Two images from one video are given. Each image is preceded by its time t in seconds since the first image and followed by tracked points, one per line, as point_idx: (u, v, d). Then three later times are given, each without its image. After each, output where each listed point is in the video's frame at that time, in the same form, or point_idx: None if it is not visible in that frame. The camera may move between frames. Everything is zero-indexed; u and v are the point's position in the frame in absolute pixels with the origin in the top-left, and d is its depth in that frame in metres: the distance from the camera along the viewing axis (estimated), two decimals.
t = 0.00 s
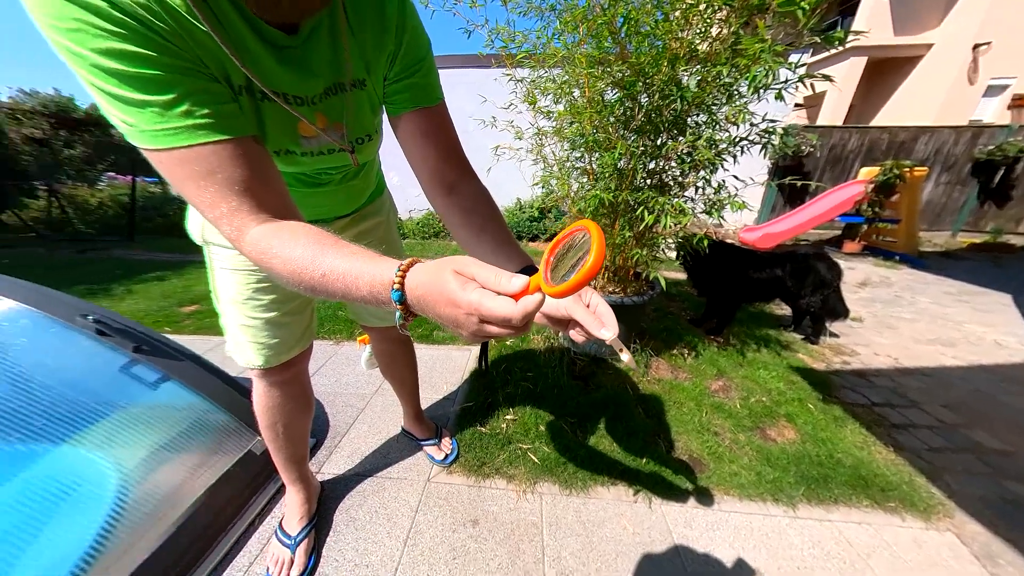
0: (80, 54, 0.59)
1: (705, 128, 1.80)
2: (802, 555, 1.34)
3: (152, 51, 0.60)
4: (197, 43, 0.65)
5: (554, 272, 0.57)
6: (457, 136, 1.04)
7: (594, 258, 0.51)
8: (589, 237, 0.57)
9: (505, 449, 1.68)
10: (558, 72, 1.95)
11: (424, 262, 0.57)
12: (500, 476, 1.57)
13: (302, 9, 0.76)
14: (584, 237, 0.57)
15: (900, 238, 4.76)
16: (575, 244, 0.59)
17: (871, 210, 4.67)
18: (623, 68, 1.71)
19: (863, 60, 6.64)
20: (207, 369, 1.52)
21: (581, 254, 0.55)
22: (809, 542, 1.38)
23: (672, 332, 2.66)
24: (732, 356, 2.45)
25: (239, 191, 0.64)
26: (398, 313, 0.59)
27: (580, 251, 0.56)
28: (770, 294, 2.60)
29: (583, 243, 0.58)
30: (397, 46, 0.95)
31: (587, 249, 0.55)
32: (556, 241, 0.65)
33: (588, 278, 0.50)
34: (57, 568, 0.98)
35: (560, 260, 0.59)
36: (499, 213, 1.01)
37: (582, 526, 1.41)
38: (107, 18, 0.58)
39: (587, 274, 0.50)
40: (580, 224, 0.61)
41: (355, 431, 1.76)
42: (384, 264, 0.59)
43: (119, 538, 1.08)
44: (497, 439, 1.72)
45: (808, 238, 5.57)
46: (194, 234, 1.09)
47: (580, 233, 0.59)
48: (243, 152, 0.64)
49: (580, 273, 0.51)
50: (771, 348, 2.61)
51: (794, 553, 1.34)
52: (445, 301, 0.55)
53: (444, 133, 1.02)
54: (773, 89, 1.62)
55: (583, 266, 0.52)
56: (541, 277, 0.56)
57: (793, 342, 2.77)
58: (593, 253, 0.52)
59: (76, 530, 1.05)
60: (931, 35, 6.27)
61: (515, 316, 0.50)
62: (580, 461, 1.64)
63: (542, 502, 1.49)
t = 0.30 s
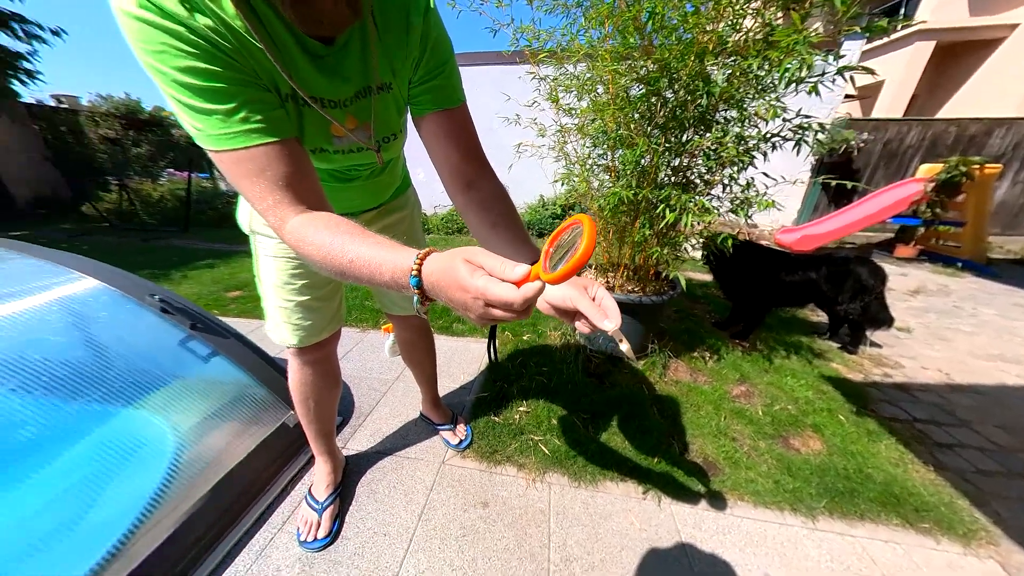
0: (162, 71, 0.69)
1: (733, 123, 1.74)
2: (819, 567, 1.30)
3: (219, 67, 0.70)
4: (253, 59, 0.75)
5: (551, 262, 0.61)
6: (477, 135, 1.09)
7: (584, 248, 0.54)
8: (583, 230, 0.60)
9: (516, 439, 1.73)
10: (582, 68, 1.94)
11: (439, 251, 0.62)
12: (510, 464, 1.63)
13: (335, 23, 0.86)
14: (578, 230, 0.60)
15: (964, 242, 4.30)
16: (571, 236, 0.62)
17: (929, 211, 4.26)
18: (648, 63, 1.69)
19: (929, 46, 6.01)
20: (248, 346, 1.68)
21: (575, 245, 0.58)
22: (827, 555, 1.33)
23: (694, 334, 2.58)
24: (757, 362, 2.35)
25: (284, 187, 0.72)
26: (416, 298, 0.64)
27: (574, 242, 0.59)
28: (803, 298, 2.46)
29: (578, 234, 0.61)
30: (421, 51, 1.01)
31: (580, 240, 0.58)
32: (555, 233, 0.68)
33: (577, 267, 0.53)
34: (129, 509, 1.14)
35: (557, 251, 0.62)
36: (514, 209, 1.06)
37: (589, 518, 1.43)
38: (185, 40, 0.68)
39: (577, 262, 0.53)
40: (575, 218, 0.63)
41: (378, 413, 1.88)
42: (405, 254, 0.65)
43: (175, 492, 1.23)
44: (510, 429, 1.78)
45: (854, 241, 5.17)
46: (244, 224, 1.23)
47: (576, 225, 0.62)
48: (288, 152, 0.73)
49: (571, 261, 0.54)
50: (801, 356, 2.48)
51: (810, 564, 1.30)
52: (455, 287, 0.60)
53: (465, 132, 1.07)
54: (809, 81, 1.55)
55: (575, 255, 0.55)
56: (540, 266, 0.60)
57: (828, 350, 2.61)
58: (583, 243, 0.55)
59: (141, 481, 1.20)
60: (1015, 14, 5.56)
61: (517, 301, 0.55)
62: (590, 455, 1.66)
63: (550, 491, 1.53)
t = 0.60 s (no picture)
0: (236, 88, 0.74)
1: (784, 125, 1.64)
2: None
3: (286, 85, 0.74)
4: (315, 75, 0.80)
5: (613, 287, 0.61)
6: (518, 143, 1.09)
7: (656, 279, 0.54)
8: (650, 258, 0.61)
9: (541, 442, 1.73)
10: (620, 66, 1.89)
11: (492, 269, 0.63)
12: (535, 468, 1.64)
13: (386, 35, 0.86)
14: (647, 258, 0.61)
15: None
16: (637, 263, 0.62)
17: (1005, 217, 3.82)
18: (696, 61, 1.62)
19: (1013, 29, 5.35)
20: (286, 337, 1.77)
21: (644, 274, 0.59)
22: None
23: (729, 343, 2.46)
24: (798, 377, 2.21)
25: (333, 195, 0.76)
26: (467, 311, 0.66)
27: (644, 271, 0.60)
28: (854, 310, 2.27)
29: (644, 264, 0.61)
30: (467, 61, 1.01)
31: (648, 270, 0.59)
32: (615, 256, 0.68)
33: (648, 298, 0.54)
34: (186, 483, 1.25)
35: (619, 276, 0.62)
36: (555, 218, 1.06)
37: (615, 528, 1.41)
38: (260, 61, 0.72)
39: (649, 294, 0.53)
40: (641, 245, 0.64)
41: (406, 408, 1.94)
42: (455, 267, 0.66)
43: (224, 471, 1.34)
44: (535, 432, 1.78)
45: (911, 248, 4.73)
46: (289, 224, 1.29)
47: (642, 253, 0.62)
48: (337, 161, 0.76)
49: (642, 292, 0.55)
50: (848, 372, 2.30)
51: None
52: (509, 306, 0.61)
53: (508, 141, 1.08)
54: (874, 78, 1.42)
55: (646, 286, 0.56)
56: (600, 290, 0.61)
57: (880, 368, 2.41)
58: (657, 274, 0.55)
59: (196, 458, 1.31)
60: None
61: (574, 326, 0.56)
62: (617, 464, 1.63)
63: (575, 498, 1.52)
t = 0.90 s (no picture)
0: (272, 89, 0.79)
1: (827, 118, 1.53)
2: None
3: (318, 85, 0.77)
4: (344, 75, 0.83)
5: (630, 285, 0.60)
6: (540, 140, 1.09)
7: (674, 279, 0.53)
8: (669, 258, 0.59)
9: (554, 440, 1.73)
10: (648, 59, 1.83)
11: (510, 264, 0.63)
12: (548, 465, 1.64)
13: (412, 34, 0.87)
14: (666, 258, 0.59)
15: None
16: (656, 262, 0.61)
17: None
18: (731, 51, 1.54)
19: None
20: (313, 327, 1.87)
21: (662, 273, 0.57)
22: None
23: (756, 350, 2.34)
24: (832, 388, 2.08)
25: (358, 190, 0.78)
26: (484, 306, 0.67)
27: (663, 270, 0.58)
28: (900, 319, 2.07)
29: (663, 263, 0.60)
30: (491, 58, 1.01)
31: (667, 269, 0.57)
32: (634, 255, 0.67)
33: (665, 298, 0.53)
34: (221, 457, 1.35)
35: (637, 275, 0.61)
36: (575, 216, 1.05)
37: (628, 531, 1.40)
38: (294, 63, 0.76)
39: (666, 293, 0.52)
40: (661, 244, 0.62)
41: (424, 399, 2.00)
42: (472, 263, 0.68)
43: (255, 448, 1.43)
44: (549, 430, 1.78)
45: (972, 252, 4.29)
46: (317, 217, 1.35)
47: (662, 252, 0.60)
48: (362, 157, 0.79)
49: (659, 291, 0.53)
50: (890, 386, 2.14)
51: None
52: (525, 302, 0.61)
53: (530, 137, 1.08)
54: (933, 66, 1.30)
55: (663, 285, 0.54)
56: (616, 288, 0.60)
57: (928, 382, 2.22)
58: (675, 274, 0.54)
59: (232, 435, 1.40)
60: None
61: (590, 323, 0.55)
62: (631, 467, 1.60)
63: (587, 498, 1.51)
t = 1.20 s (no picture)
0: (307, 90, 0.83)
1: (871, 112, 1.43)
2: None
3: (348, 85, 0.81)
4: (373, 75, 0.86)
5: (646, 284, 0.60)
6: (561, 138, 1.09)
7: (692, 278, 0.52)
8: (688, 257, 0.58)
9: (567, 438, 1.73)
10: (677, 52, 1.78)
11: (527, 262, 0.64)
12: (560, 463, 1.64)
13: (438, 34, 0.89)
14: (684, 257, 0.58)
15: None
16: (674, 262, 0.60)
17: None
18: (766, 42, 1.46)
19: None
20: (338, 317, 1.94)
21: (680, 273, 0.57)
22: None
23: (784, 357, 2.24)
24: (867, 401, 1.95)
25: (383, 187, 0.82)
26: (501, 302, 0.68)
27: (681, 270, 0.57)
28: (949, 331, 1.89)
29: (681, 263, 0.59)
30: (515, 56, 1.01)
31: (686, 269, 0.56)
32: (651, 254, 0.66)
33: (682, 297, 0.52)
34: (253, 436, 1.44)
35: (655, 274, 0.61)
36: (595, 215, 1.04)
37: (639, 533, 1.39)
38: (327, 64, 0.79)
39: (683, 293, 0.52)
40: (680, 243, 0.61)
41: (440, 391, 2.04)
42: (491, 258, 0.69)
43: (283, 430, 1.52)
44: (562, 428, 1.78)
45: None
46: (343, 212, 1.40)
47: (680, 252, 0.59)
48: (388, 154, 0.82)
49: (675, 291, 0.53)
50: (934, 402, 1.98)
51: None
52: (542, 298, 0.62)
53: (551, 136, 1.08)
54: (997, 55, 1.19)
55: (680, 284, 0.54)
56: (633, 287, 0.59)
57: (978, 400, 2.04)
58: (693, 273, 0.53)
59: (263, 416, 1.50)
60: None
61: (605, 321, 0.55)
62: (645, 470, 1.58)
63: (598, 498, 1.51)
